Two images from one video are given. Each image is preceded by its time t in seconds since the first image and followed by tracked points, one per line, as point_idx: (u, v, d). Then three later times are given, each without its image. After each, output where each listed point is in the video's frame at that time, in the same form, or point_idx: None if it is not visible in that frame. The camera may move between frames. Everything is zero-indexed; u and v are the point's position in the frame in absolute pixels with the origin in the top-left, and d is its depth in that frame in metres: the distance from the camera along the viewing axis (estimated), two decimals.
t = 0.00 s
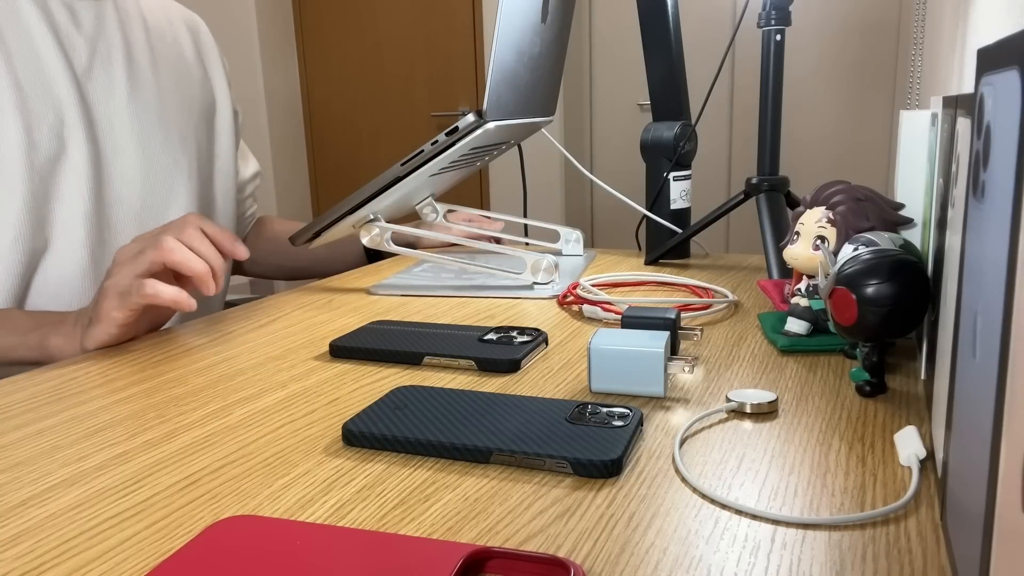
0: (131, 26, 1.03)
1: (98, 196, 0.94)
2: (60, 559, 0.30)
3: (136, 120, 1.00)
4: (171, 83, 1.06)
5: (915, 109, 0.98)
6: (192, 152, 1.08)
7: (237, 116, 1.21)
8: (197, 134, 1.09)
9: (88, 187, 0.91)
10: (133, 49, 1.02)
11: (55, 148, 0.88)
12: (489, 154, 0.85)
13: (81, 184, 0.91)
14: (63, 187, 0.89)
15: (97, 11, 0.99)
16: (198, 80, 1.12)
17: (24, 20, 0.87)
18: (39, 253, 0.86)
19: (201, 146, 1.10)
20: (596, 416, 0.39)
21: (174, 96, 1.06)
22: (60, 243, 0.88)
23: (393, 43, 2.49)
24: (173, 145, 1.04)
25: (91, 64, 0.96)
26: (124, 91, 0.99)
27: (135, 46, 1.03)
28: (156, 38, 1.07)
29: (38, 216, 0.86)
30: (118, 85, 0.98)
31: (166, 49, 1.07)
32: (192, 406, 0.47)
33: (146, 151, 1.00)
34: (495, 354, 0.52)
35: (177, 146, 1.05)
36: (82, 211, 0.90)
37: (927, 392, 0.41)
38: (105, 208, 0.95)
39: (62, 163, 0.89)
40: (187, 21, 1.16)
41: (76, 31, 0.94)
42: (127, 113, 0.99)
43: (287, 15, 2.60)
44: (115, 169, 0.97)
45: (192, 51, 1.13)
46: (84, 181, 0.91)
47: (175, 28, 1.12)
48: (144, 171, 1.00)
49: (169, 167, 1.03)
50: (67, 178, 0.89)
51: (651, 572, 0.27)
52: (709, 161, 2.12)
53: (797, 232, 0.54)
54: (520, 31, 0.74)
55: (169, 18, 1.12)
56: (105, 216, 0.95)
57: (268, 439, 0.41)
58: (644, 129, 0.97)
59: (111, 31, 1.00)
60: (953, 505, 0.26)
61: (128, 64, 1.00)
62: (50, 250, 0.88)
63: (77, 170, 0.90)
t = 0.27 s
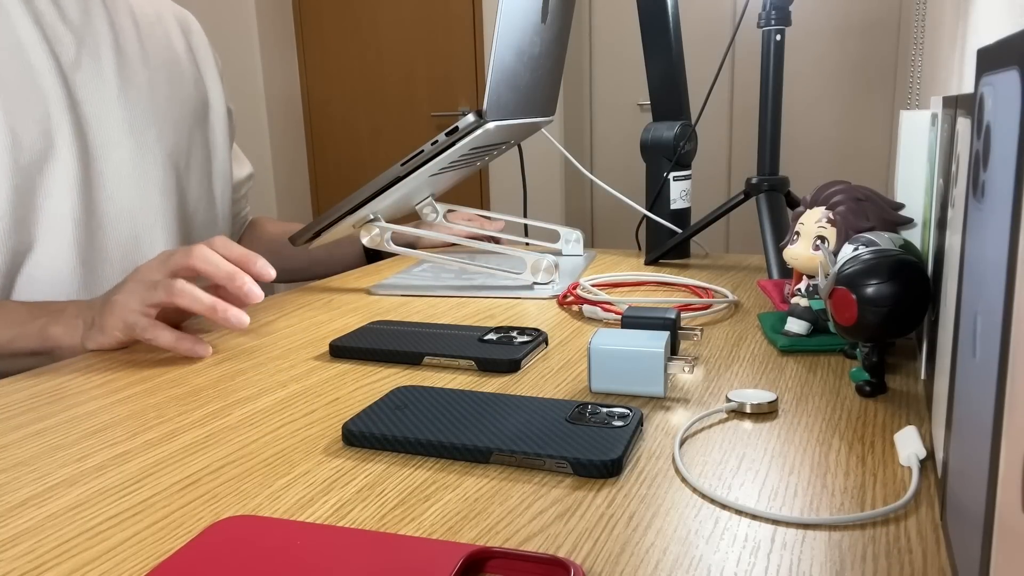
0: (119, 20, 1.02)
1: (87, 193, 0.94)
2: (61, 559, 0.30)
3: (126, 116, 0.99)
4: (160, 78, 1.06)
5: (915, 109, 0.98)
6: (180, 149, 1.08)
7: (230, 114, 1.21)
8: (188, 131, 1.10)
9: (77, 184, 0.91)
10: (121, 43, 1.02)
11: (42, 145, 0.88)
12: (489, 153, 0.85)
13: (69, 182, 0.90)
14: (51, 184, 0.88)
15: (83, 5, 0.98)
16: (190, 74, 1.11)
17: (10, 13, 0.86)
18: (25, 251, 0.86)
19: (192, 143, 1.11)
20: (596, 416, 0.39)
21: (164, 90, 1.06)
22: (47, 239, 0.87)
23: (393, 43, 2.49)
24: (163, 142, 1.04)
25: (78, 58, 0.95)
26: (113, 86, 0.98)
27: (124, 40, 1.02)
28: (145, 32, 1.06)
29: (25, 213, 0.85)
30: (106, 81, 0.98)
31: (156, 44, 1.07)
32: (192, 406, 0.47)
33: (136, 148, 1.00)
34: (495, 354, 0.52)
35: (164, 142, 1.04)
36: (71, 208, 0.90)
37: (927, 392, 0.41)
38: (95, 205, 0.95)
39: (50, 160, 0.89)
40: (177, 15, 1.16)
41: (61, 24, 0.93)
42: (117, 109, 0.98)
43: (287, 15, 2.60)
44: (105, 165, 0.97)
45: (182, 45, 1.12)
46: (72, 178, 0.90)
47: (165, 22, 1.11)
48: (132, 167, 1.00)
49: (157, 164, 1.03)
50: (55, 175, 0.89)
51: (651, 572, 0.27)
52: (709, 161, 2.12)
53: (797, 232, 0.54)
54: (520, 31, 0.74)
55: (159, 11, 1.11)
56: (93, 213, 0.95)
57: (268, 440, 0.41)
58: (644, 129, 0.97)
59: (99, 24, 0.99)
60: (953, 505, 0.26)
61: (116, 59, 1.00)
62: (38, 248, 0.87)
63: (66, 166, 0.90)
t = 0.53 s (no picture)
0: (105, 19, 1.02)
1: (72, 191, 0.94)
2: (60, 559, 0.30)
3: (110, 115, 0.99)
4: (146, 77, 1.06)
5: (915, 109, 0.98)
6: (168, 148, 1.08)
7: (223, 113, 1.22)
8: (176, 130, 1.10)
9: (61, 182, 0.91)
10: (107, 42, 1.02)
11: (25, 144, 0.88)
12: (489, 154, 0.85)
13: (53, 180, 0.90)
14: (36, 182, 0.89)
15: (68, 4, 0.98)
16: (177, 73, 1.11)
17: None
18: (8, 250, 0.86)
19: (181, 142, 1.11)
20: (596, 416, 0.39)
21: (150, 90, 1.06)
22: (33, 238, 0.88)
23: (393, 43, 2.49)
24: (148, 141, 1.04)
25: (63, 58, 0.95)
26: (97, 86, 0.98)
27: (110, 39, 1.02)
28: (132, 32, 1.06)
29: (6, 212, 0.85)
30: (90, 80, 0.98)
31: (143, 43, 1.07)
32: (192, 406, 0.47)
33: (121, 147, 1.00)
34: (495, 354, 0.52)
35: (150, 142, 1.04)
36: (55, 207, 0.90)
37: (927, 392, 0.41)
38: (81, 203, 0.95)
39: (35, 159, 0.89)
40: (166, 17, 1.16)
41: (45, 23, 0.93)
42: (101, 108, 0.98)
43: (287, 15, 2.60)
44: (91, 164, 0.97)
45: (169, 44, 1.13)
46: (55, 177, 0.90)
47: (152, 22, 1.12)
48: (117, 166, 1.00)
49: (143, 162, 1.03)
50: (40, 174, 0.89)
51: (651, 572, 0.27)
52: (709, 161, 2.12)
53: (797, 232, 0.54)
54: (520, 31, 0.74)
55: (145, 12, 1.11)
56: (78, 212, 0.95)
57: (268, 440, 0.41)
58: (644, 129, 0.97)
59: (84, 23, 0.99)
60: (953, 505, 0.26)
61: (100, 58, 1.00)
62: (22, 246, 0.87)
63: (49, 164, 0.90)
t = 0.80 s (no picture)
0: (113, 17, 1.02)
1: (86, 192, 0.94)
2: (60, 559, 0.30)
3: (121, 114, 0.99)
4: (156, 74, 1.05)
5: (915, 109, 0.98)
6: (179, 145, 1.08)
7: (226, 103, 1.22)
8: (185, 126, 1.09)
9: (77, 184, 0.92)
10: (115, 41, 1.01)
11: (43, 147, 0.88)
12: (489, 153, 0.85)
13: (68, 182, 0.90)
14: (51, 184, 0.89)
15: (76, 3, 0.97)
16: (184, 68, 1.11)
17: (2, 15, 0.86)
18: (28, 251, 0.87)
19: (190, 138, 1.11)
20: (595, 416, 0.39)
21: (159, 87, 1.06)
22: (50, 240, 0.89)
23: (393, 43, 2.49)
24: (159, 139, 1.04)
25: (73, 59, 0.95)
26: (107, 86, 0.98)
27: (117, 38, 1.02)
28: (139, 29, 1.06)
29: (29, 215, 0.86)
30: (101, 80, 0.98)
31: (150, 39, 1.07)
32: (192, 406, 0.47)
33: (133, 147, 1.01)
34: (495, 354, 0.52)
35: (159, 140, 1.04)
36: (71, 209, 0.91)
37: (927, 392, 0.41)
38: (94, 204, 0.96)
39: (50, 162, 0.89)
40: (172, 9, 1.16)
41: (55, 24, 0.93)
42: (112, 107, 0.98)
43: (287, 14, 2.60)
44: (103, 165, 0.97)
45: (176, 39, 1.12)
46: (72, 179, 0.91)
47: (159, 17, 1.11)
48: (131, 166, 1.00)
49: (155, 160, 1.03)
50: (55, 176, 0.89)
51: (651, 572, 0.27)
52: (709, 161, 2.12)
53: (797, 232, 0.54)
54: (520, 31, 0.74)
55: (152, 7, 1.11)
56: (92, 212, 0.95)
57: (267, 440, 0.41)
58: (644, 129, 0.97)
59: (92, 22, 0.98)
60: (953, 505, 0.26)
61: (110, 57, 1.00)
62: (39, 247, 0.88)
63: (66, 165, 0.90)
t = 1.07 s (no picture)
0: (110, 19, 1.02)
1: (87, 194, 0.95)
2: (60, 559, 0.30)
3: (121, 116, 0.99)
4: (153, 76, 1.05)
5: (915, 109, 0.98)
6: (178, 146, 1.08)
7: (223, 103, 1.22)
8: (183, 127, 1.09)
9: (77, 186, 0.92)
10: (113, 43, 1.01)
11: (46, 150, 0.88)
12: (489, 154, 0.85)
13: (69, 185, 0.91)
14: (54, 188, 0.89)
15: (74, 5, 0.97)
16: (181, 68, 1.11)
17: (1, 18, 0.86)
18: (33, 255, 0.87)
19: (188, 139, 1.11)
20: (595, 416, 0.39)
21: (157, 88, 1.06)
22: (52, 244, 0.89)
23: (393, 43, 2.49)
24: (157, 140, 1.04)
25: (71, 62, 0.94)
26: (107, 88, 0.98)
27: (115, 40, 1.02)
28: (136, 30, 1.06)
29: (33, 219, 0.86)
30: (101, 82, 0.98)
31: (148, 39, 1.07)
32: (192, 407, 0.47)
33: (133, 148, 1.01)
34: (495, 354, 0.52)
35: (158, 141, 1.04)
36: (73, 211, 0.91)
37: (927, 391, 0.41)
38: (95, 206, 0.96)
39: (53, 165, 0.89)
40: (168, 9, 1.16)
41: (53, 27, 0.93)
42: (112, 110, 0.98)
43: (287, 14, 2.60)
44: (103, 167, 0.97)
45: (171, 40, 1.12)
46: (73, 182, 0.91)
47: (155, 18, 1.11)
48: (133, 168, 1.00)
49: (153, 161, 1.03)
50: (58, 179, 0.90)
51: (651, 572, 0.27)
52: (709, 161, 2.12)
53: (797, 232, 0.54)
54: (520, 31, 0.74)
55: (148, 8, 1.11)
56: (93, 213, 0.95)
57: (267, 440, 0.41)
58: (645, 128, 0.97)
59: (90, 25, 0.98)
60: (953, 505, 0.26)
61: (109, 60, 0.99)
62: (43, 249, 0.89)
63: (67, 168, 0.91)
